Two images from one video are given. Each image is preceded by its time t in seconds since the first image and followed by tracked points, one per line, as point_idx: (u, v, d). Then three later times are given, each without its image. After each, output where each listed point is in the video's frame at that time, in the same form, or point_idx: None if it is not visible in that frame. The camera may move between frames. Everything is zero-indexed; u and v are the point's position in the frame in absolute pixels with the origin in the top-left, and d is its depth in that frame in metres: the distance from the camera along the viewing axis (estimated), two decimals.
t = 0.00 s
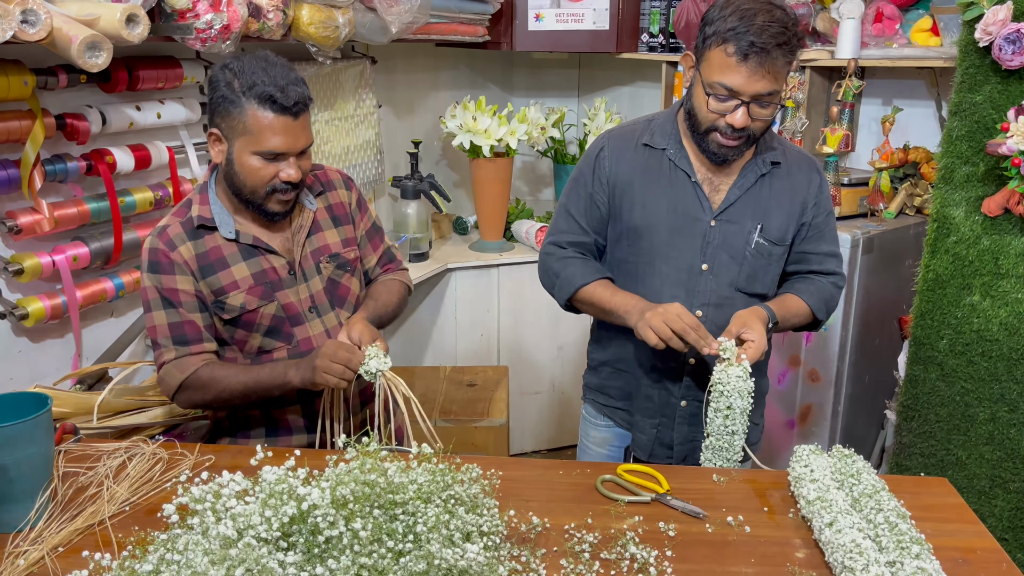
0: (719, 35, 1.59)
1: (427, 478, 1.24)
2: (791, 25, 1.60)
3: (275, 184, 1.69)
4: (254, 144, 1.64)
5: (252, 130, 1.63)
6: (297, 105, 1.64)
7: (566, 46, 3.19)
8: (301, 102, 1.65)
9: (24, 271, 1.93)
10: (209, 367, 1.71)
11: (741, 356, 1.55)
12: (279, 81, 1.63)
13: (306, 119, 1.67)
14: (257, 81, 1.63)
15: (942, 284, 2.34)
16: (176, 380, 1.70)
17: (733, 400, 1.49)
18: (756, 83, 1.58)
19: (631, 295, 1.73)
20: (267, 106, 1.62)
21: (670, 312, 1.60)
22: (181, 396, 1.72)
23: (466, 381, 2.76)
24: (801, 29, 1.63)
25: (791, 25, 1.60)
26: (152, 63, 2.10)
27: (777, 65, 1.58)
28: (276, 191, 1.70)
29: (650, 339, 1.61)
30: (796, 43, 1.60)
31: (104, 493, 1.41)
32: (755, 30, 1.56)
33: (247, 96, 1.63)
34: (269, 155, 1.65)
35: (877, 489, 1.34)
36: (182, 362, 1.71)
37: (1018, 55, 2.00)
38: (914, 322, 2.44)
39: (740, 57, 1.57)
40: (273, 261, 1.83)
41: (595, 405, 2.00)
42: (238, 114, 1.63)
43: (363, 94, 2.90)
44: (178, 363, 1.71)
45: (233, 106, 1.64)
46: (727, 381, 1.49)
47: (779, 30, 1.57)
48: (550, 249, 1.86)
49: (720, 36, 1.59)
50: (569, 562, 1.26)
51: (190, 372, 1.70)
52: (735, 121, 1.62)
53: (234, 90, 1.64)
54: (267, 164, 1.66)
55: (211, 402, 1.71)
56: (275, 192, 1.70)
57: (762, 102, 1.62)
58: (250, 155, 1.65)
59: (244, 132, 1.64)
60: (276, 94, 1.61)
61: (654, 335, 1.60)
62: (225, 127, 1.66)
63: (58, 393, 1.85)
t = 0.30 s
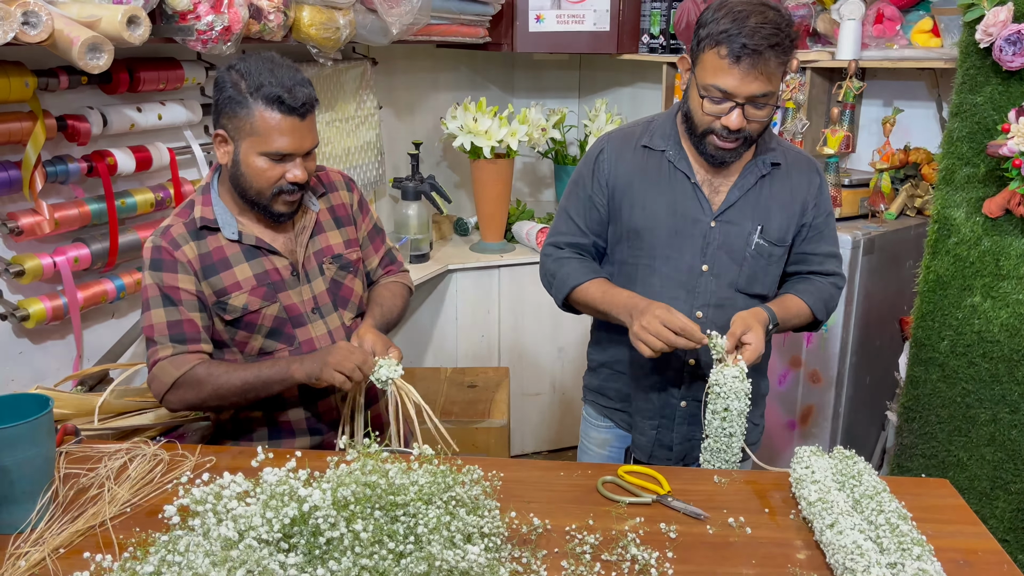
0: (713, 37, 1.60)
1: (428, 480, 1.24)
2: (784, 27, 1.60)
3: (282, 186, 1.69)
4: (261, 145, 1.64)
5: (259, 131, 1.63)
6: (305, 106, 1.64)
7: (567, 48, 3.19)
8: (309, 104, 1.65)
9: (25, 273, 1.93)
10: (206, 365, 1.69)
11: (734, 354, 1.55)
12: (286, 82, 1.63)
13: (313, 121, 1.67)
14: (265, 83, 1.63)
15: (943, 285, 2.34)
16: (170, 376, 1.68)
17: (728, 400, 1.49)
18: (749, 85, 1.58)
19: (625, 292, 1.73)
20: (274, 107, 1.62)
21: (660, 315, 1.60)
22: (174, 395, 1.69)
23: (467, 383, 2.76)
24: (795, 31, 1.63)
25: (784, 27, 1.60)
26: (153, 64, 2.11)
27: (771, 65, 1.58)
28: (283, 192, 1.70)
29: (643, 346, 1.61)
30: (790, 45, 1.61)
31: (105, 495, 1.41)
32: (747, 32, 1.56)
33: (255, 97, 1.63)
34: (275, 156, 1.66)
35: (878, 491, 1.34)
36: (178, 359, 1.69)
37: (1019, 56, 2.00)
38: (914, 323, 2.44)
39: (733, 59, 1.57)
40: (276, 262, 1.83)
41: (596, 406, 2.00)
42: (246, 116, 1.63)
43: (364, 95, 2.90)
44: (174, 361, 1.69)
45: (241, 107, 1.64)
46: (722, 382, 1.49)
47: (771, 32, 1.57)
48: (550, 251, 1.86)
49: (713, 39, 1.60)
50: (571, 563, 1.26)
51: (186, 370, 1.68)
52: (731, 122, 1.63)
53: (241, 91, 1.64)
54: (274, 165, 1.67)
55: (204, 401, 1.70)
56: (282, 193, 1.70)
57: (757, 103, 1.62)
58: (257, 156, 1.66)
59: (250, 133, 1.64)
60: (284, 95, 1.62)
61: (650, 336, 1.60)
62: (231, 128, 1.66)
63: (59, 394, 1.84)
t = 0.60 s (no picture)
0: (706, 41, 1.60)
1: (429, 480, 1.24)
2: (777, 29, 1.60)
3: (284, 184, 1.69)
4: (263, 143, 1.64)
5: (260, 129, 1.63)
6: (304, 103, 1.65)
7: (568, 49, 3.19)
8: (308, 100, 1.65)
9: (28, 274, 1.93)
10: (215, 373, 1.68)
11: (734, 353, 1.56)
12: (286, 80, 1.64)
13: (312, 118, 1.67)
14: (264, 81, 1.63)
15: (944, 286, 2.33)
16: (181, 385, 1.68)
17: (729, 401, 1.49)
18: (743, 87, 1.59)
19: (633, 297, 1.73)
20: (274, 105, 1.63)
21: (657, 323, 1.60)
22: (186, 402, 1.70)
23: (468, 383, 2.76)
24: (789, 32, 1.63)
25: (777, 28, 1.60)
26: (154, 66, 2.11)
27: (767, 67, 1.59)
28: (285, 191, 1.70)
29: (649, 352, 1.62)
30: (784, 47, 1.61)
31: (107, 496, 1.41)
32: (739, 36, 1.56)
33: (255, 95, 1.63)
34: (277, 154, 1.66)
35: (879, 491, 1.34)
36: (188, 366, 1.69)
37: (1020, 56, 2.00)
38: (915, 324, 2.44)
39: (726, 63, 1.57)
40: (282, 260, 1.83)
41: (597, 407, 2.00)
42: (245, 115, 1.64)
43: (365, 96, 2.91)
44: (184, 369, 1.69)
45: (241, 105, 1.64)
46: (721, 382, 1.49)
47: (763, 34, 1.57)
48: (551, 254, 1.87)
49: (706, 42, 1.60)
50: (572, 564, 1.26)
51: (196, 377, 1.68)
52: (726, 125, 1.63)
53: (238, 89, 1.65)
54: (276, 163, 1.67)
55: (217, 408, 1.70)
56: (285, 191, 1.70)
57: (752, 106, 1.62)
58: (258, 154, 1.66)
59: (251, 132, 1.64)
60: (283, 92, 1.62)
61: (657, 344, 1.60)
62: (232, 128, 1.66)
63: (61, 395, 1.83)
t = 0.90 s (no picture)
0: (706, 39, 1.60)
1: (431, 479, 1.24)
2: (776, 26, 1.60)
3: (291, 184, 1.69)
4: (267, 145, 1.64)
5: (265, 132, 1.64)
6: (308, 103, 1.65)
7: (568, 48, 3.19)
8: (312, 100, 1.66)
9: (29, 273, 1.93)
10: (212, 368, 1.69)
11: (735, 346, 1.57)
12: (289, 81, 1.64)
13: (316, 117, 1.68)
14: (267, 82, 1.63)
15: (946, 285, 2.33)
16: (178, 380, 1.68)
17: (733, 394, 1.49)
18: (743, 85, 1.58)
19: (630, 298, 1.73)
20: (278, 107, 1.63)
21: (652, 324, 1.60)
22: (183, 397, 1.70)
23: (470, 383, 2.76)
24: (788, 29, 1.63)
25: (777, 25, 1.60)
26: (156, 66, 2.11)
27: (768, 67, 1.58)
28: (294, 191, 1.70)
29: (646, 354, 1.62)
30: (784, 44, 1.61)
31: (109, 495, 1.41)
32: (739, 33, 1.56)
33: (258, 98, 1.63)
34: (283, 156, 1.66)
35: (881, 490, 1.34)
36: (185, 362, 1.69)
37: (1022, 55, 2.00)
38: (917, 323, 2.44)
39: (726, 60, 1.57)
40: (285, 260, 1.83)
41: (599, 407, 2.00)
42: (250, 118, 1.64)
43: (366, 96, 2.91)
44: (181, 364, 1.69)
45: (244, 108, 1.64)
46: (724, 374, 1.50)
47: (764, 32, 1.57)
48: (552, 255, 1.87)
49: (706, 40, 1.60)
50: (573, 563, 1.26)
51: (194, 372, 1.68)
52: (727, 123, 1.63)
53: (243, 94, 1.64)
54: (283, 165, 1.67)
55: (215, 402, 1.70)
56: (293, 192, 1.70)
57: (752, 103, 1.62)
58: (265, 156, 1.66)
59: (257, 134, 1.64)
60: (287, 94, 1.62)
61: (653, 344, 1.60)
62: (237, 131, 1.66)
63: (63, 394, 1.84)
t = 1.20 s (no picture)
0: (702, 35, 1.59)
1: (433, 478, 1.24)
2: (774, 20, 1.59)
3: (276, 183, 1.69)
4: (265, 145, 1.64)
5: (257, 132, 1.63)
6: (282, 105, 1.61)
7: (570, 46, 3.18)
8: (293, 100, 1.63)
9: (30, 272, 1.93)
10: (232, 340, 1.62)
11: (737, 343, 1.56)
12: (264, 81, 1.61)
13: (297, 117, 1.64)
14: (244, 83, 1.62)
15: (949, 283, 2.33)
16: (195, 348, 1.60)
17: (732, 394, 1.49)
18: (741, 81, 1.58)
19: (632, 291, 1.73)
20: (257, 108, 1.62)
21: (660, 318, 1.59)
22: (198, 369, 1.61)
23: (471, 381, 2.76)
24: (786, 24, 1.62)
25: (775, 20, 1.59)
26: (157, 63, 2.11)
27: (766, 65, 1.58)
28: (278, 190, 1.70)
29: (653, 346, 1.61)
30: (782, 39, 1.60)
31: (110, 493, 1.41)
32: (736, 29, 1.55)
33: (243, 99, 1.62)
34: (264, 156, 1.65)
35: (884, 489, 1.34)
36: (204, 331, 1.62)
37: None
38: (920, 321, 2.44)
39: (723, 56, 1.57)
40: (292, 253, 1.83)
41: (600, 405, 2.00)
42: (229, 117, 1.64)
43: (368, 94, 2.91)
44: (199, 333, 1.62)
45: (225, 109, 1.64)
46: (721, 373, 1.50)
47: (760, 26, 1.56)
48: (553, 253, 1.86)
49: (703, 36, 1.59)
50: (575, 561, 1.26)
51: (211, 342, 1.61)
52: (726, 119, 1.63)
53: (225, 93, 1.64)
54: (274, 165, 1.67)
55: (230, 376, 1.60)
56: (281, 190, 1.70)
57: (752, 98, 1.61)
58: (248, 156, 1.66)
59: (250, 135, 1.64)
60: (259, 95, 1.60)
61: (659, 336, 1.59)
62: (223, 130, 1.67)
63: (65, 393, 1.84)
